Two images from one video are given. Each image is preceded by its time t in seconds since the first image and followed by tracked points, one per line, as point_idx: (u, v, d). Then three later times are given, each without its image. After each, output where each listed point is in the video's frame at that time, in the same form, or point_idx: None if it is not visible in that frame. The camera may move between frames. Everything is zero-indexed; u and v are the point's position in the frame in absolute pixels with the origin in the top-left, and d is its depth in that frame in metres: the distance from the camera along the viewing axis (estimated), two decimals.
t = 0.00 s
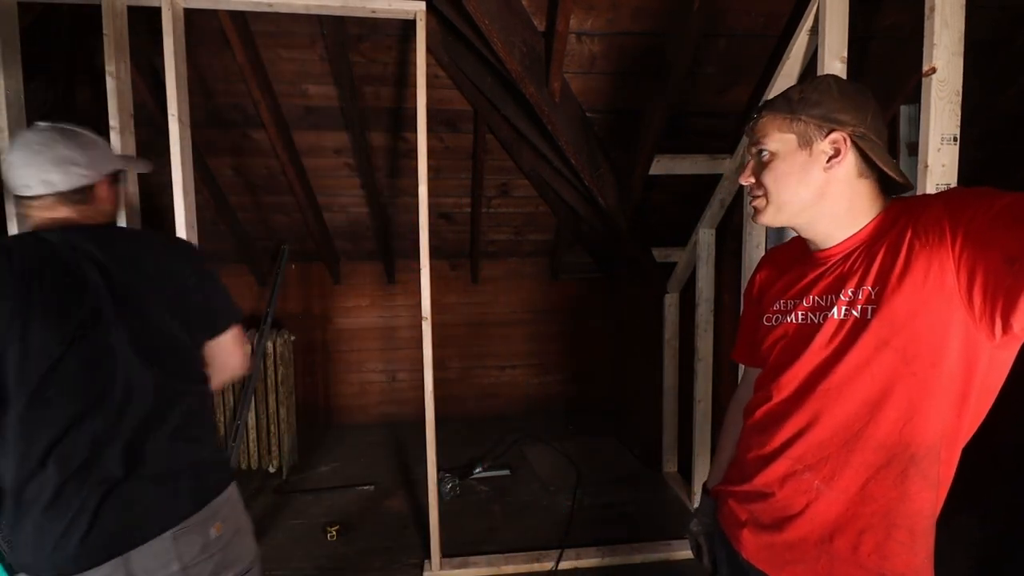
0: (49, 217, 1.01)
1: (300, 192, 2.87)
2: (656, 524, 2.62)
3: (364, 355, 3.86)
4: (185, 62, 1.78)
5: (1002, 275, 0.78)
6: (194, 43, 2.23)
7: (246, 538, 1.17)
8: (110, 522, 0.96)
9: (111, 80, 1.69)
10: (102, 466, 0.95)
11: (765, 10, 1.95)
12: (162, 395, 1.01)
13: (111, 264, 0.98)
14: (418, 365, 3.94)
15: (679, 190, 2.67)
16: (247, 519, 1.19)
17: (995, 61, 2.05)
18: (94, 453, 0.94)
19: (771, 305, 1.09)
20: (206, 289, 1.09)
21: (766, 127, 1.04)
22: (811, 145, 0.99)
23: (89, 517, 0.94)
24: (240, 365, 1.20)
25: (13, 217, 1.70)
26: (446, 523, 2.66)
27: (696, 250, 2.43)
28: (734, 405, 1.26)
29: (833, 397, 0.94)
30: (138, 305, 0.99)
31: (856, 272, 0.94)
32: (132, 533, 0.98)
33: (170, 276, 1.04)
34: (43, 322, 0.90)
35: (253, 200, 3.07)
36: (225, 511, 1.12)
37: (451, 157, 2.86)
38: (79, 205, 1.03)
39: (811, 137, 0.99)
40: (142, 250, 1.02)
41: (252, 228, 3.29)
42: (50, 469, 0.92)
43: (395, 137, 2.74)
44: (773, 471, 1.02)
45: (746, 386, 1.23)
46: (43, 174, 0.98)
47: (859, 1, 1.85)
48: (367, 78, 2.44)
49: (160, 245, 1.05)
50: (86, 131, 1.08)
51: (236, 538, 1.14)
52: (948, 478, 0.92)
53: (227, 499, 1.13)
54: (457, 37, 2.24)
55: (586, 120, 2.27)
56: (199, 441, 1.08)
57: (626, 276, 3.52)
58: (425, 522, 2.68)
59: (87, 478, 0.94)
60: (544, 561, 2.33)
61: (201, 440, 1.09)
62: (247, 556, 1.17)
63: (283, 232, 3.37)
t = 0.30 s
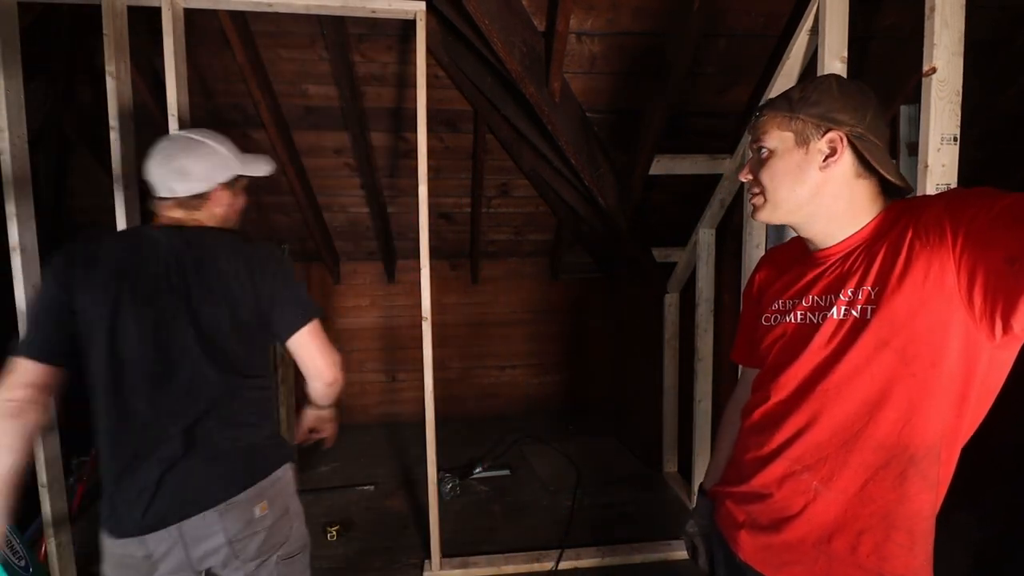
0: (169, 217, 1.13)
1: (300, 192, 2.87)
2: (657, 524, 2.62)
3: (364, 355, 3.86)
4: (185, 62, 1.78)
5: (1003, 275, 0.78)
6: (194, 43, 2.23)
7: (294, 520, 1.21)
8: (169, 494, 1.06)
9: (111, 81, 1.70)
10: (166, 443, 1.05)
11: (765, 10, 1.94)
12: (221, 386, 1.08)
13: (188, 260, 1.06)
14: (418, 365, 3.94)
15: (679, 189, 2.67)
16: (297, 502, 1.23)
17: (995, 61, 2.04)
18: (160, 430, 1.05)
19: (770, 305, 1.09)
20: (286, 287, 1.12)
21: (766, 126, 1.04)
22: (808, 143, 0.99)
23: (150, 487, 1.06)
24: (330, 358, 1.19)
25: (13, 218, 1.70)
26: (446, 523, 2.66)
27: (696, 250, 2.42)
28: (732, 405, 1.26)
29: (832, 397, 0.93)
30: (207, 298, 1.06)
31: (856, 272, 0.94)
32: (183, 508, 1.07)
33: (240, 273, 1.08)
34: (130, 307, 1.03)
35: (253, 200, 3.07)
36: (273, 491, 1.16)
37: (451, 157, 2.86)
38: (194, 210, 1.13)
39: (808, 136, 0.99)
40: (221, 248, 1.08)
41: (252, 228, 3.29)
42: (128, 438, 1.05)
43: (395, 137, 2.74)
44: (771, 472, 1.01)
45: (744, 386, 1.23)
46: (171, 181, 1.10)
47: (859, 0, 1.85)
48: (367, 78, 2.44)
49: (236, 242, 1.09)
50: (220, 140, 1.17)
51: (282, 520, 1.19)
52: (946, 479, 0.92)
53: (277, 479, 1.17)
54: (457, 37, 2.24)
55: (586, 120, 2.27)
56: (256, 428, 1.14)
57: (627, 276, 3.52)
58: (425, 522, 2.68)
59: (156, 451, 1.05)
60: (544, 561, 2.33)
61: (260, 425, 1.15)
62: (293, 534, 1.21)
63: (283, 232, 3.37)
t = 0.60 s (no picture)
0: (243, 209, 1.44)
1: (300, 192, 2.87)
2: (657, 524, 2.62)
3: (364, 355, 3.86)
4: (185, 62, 1.79)
5: (1001, 277, 0.78)
6: (194, 43, 2.23)
7: (313, 512, 1.33)
8: (201, 471, 1.21)
9: (111, 81, 1.70)
10: (201, 424, 1.21)
11: (764, 11, 1.95)
12: (251, 379, 1.22)
13: (230, 264, 1.21)
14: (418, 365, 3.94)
15: (680, 189, 2.66)
16: (319, 496, 1.35)
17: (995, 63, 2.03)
18: (199, 414, 1.21)
19: (769, 305, 1.08)
20: (317, 298, 1.23)
21: (766, 125, 1.04)
22: (807, 143, 0.99)
23: (187, 461, 1.22)
24: (353, 373, 1.31)
25: (13, 218, 1.70)
26: (445, 523, 2.66)
27: (696, 251, 2.42)
28: (730, 406, 1.25)
29: (830, 398, 0.93)
30: (244, 298, 1.20)
31: (854, 272, 0.94)
32: (210, 485, 1.22)
33: (274, 278, 1.22)
34: (179, 302, 1.19)
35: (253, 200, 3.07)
36: (292, 484, 1.28)
37: (451, 157, 2.86)
38: (265, 208, 1.45)
39: (806, 135, 0.99)
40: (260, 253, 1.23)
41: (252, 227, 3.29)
42: (173, 415, 1.22)
43: (394, 137, 2.74)
44: (768, 472, 1.01)
45: (743, 386, 1.23)
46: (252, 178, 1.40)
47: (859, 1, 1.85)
48: (367, 78, 2.44)
49: (273, 249, 1.23)
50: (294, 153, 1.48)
51: (301, 511, 1.31)
52: (944, 480, 0.92)
53: (299, 472, 1.29)
54: (457, 37, 2.25)
55: (586, 121, 2.27)
56: (281, 423, 1.27)
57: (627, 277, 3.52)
58: (424, 522, 2.68)
59: (193, 430, 1.21)
60: (544, 562, 2.32)
61: (284, 416, 1.27)
62: (312, 526, 1.34)
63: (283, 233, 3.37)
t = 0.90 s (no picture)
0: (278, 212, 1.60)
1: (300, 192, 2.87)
2: (657, 524, 2.62)
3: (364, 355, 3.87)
4: (185, 62, 1.79)
5: (1001, 278, 0.78)
6: (195, 43, 2.23)
7: (324, 497, 1.43)
8: (229, 449, 1.35)
9: (111, 81, 1.70)
10: (230, 407, 1.35)
11: (764, 11, 1.95)
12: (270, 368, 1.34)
13: (252, 265, 1.33)
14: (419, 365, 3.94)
15: (680, 189, 2.66)
16: (331, 483, 1.45)
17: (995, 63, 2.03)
18: (227, 397, 1.35)
19: (768, 305, 1.08)
20: (326, 296, 1.33)
21: (755, 131, 1.07)
22: (788, 147, 1.00)
23: (217, 439, 1.36)
24: (352, 368, 1.39)
25: (13, 218, 1.70)
26: (446, 522, 2.67)
27: (697, 251, 2.42)
28: (730, 406, 1.25)
29: (828, 398, 0.93)
30: (263, 296, 1.32)
31: (852, 273, 0.94)
32: (234, 460, 1.35)
33: (289, 278, 1.32)
34: (211, 298, 1.34)
35: (253, 200, 3.07)
36: (307, 466, 1.39)
37: (451, 156, 2.86)
38: (295, 214, 1.59)
39: (789, 139, 1.00)
40: (280, 256, 1.34)
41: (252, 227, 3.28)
42: (208, 398, 1.36)
43: (395, 137, 2.74)
44: (767, 472, 1.01)
45: (743, 386, 1.23)
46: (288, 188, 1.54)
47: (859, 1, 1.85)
48: (367, 79, 2.44)
49: (289, 252, 1.34)
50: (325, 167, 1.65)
51: (313, 494, 1.41)
52: (943, 481, 0.92)
53: (313, 457, 1.39)
54: (457, 37, 2.25)
55: (587, 121, 2.27)
56: (296, 409, 1.37)
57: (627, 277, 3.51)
58: (425, 523, 2.68)
59: (223, 413, 1.35)
60: (544, 562, 2.32)
61: (302, 405, 1.38)
62: (324, 510, 1.43)
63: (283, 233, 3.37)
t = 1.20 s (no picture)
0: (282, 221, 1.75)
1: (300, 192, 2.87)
2: (657, 524, 2.62)
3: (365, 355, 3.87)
4: (185, 62, 1.79)
5: (994, 275, 0.78)
6: (195, 43, 2.23)
7: (341, 464, 1.65)
8: (256, 421, 1.58)
9: (111, 81, 1.70)
10: (255, 385, 1.58)
11: (764, 11, 1.95)
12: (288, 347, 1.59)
13: (267, 263, 1.58)
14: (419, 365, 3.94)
15: (680, 190, 2.66)
16: (348, 452, 1.67)
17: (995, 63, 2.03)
18: (254, 376, 1.59)
19: (767, 305, 1.08)
20: (327, 281, 1.58)
21: (747, 135, 1.07)
22: (779, 150, 1.01)
23: (248, 415, 1.59)
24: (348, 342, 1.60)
25: (13, 218, 1.70)
26: (446, 522, 2.66)
27: (697, 251, 2.41)
28: (732, 406, 1.25)
29: (825, 396, 0.93)
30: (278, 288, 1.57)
31: (848, 271, 0.94)
32: (263, 430, 1.58)
33: (298, 269, 1.58)
34: (234, 294, 1.59)
35: (253, 200, 3.07)
36: (326, 437, 1.61)
37: (450, 156, 2.86)
38: (299, 218, 1.75)
39: (779, 142, 1.01)
40: (289, 253, 1.60)
41: (252, 228, 3.28)
42: (236, 380, 1.60)
43: (395, 137, 2.74)
44: (765, 471, 1.01)
45: (744, 386, 1.23)
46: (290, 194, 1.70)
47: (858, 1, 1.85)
48: (368, 79, 2.44)
49: (297, 249, 1.59)
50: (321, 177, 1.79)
51: (332, 460, 1.64)
52: (941, 478, 0.92)
53: (331, 429, 1.62)
54: (457, 37, 2.25)
55: (587, 121, 2.27)
56: (314, 383, 1.61)
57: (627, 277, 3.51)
58: (425, 523, 2.68)
59: (249, 391, 1.59)
60: (543, 562, 2.32)
61: (317, 383, 1.62)
62: (341, 474, 1.66)
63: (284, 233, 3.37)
